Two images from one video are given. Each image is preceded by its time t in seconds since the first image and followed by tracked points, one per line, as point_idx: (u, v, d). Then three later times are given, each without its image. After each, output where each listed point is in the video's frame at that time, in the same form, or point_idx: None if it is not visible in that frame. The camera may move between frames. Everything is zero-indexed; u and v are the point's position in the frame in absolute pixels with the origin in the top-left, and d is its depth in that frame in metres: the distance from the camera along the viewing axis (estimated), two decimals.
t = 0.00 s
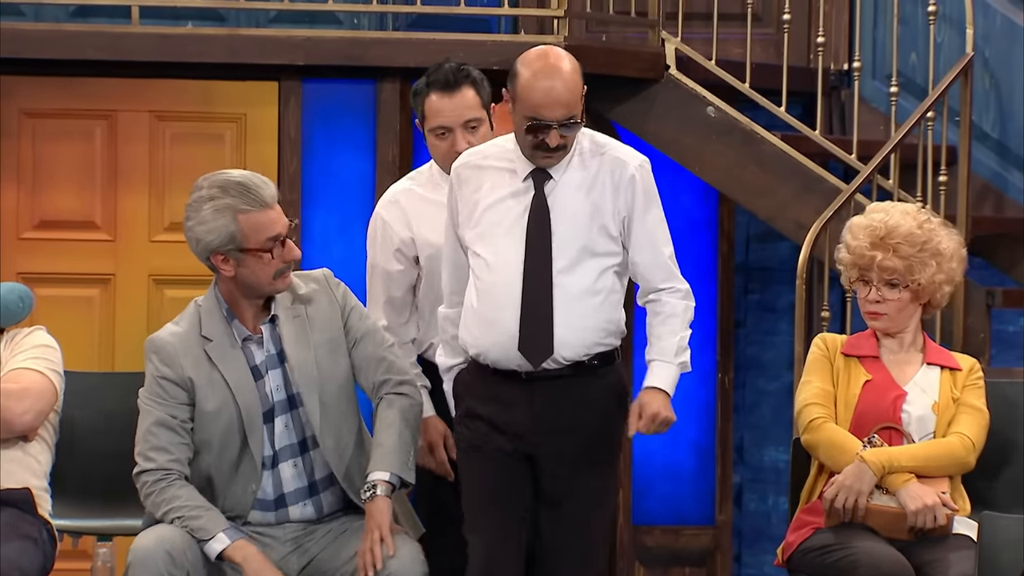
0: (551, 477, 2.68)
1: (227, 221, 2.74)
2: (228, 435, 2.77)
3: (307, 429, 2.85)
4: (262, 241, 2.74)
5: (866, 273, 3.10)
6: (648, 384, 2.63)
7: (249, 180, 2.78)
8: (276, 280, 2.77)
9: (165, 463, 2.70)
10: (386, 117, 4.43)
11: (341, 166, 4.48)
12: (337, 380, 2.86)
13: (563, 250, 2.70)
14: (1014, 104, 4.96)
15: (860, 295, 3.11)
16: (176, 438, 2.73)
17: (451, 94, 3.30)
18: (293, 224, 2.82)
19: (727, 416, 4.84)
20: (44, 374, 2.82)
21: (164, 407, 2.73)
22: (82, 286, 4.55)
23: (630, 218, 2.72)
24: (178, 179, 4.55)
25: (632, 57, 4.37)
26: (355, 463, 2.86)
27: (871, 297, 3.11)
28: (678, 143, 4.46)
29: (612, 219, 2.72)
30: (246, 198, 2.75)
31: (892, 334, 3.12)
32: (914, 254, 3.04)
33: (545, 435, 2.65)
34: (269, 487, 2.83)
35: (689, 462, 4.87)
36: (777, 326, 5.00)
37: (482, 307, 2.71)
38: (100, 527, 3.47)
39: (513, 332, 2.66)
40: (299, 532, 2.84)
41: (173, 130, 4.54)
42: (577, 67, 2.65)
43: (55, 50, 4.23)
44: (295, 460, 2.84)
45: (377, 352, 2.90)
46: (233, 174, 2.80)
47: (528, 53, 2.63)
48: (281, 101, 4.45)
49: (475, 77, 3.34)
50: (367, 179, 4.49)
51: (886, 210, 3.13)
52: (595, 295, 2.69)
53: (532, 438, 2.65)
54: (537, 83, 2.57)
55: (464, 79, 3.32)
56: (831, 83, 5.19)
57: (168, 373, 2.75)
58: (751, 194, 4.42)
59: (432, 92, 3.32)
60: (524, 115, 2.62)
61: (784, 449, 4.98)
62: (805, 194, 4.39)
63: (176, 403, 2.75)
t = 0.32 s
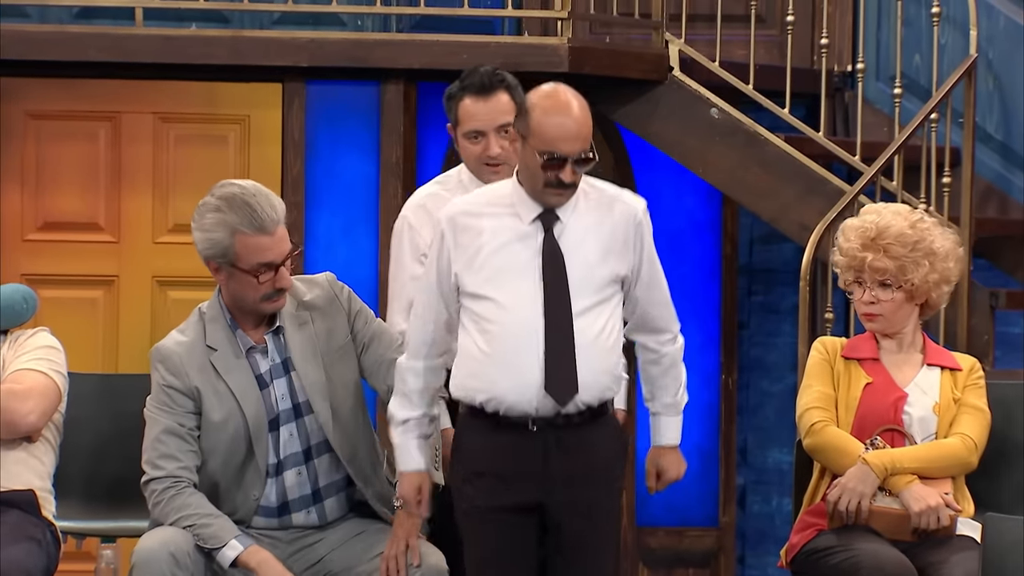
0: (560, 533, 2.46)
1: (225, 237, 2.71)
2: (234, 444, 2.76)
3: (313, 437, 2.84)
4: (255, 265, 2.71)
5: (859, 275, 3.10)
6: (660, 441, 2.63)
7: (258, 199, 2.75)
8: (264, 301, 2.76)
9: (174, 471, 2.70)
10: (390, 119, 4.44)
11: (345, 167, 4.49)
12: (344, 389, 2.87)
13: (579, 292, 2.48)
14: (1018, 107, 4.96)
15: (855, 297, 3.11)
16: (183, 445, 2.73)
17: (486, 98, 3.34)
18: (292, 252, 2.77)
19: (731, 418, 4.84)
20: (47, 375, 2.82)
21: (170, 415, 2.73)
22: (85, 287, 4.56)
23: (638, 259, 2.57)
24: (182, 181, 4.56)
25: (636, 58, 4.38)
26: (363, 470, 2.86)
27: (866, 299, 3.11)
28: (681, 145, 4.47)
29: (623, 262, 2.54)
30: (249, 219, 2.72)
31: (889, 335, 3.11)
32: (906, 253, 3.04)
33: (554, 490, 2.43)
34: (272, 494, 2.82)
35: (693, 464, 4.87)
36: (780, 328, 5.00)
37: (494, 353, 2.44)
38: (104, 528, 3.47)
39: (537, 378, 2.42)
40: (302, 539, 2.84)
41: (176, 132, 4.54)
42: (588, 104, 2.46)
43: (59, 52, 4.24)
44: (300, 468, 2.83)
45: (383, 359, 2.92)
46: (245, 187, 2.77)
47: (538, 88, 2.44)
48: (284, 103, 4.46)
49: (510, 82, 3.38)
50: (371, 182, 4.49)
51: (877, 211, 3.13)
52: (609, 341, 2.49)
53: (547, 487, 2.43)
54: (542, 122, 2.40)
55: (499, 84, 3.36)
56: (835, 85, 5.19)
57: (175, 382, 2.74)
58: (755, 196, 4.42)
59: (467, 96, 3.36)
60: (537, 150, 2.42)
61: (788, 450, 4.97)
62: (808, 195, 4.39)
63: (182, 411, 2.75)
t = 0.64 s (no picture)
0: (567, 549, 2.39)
1: (209, 246, 2.66)
2: (232, 447, 2.76)
3: (310, 440, 2.84)
4: (238, 278, 2.67)
5: (869, 279, 3.07)
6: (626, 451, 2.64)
7: (250, 212, 2.68)
8: (246, 313, 2.72)
9: (174, 476, 2.69)
10: (395, 121, 4.44)
11: (350, 169, 4.49)
12: (337, 391, 2.87)
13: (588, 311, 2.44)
14: None
15: (864, 304, 3.10)
16: (182, 449, 2.73)
17: (526, 90, 3.12)
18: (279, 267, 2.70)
19: (736, 419, 4.84)
20: (54, 375, 2.82)
21: (168, 420, 2.73)
22: (92, 288, 4.56)
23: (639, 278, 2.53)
24: (189, 182, 4.56)
25: (642, 60, 4.38)
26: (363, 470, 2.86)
27: (876, 304, 3.09)
28: (687, 147, 4.46)
29: (627, 280, 2.50)
30: (236, 232, 2.66)
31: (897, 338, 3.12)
32: (916, 255, 3.03)
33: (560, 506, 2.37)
34: (272, 496, 2.83)
35: (698, 465, 4.88)
36: (785, 329, 5.00)
37: (507, 375, 2.37)
38: (109, 529, 3.46)
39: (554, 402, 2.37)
40: (304, 541, 2.84)
41: (183, 133, 4.55)
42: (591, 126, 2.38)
43: (65, 53, 4.24)
44: (300, 471, 2.84)
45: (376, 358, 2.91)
46: (239, 198, 2.70)
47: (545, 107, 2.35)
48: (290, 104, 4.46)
49: (552, 75, 3.19)
50: (376, 183, 4.50)
51: (883, 215, 3.10)
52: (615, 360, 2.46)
53: (556, 504, 2.37)
54: (540, 140, 2.31)
55: (541, 76, 3.15)
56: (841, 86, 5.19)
57: (171, 386, 2.74)
58: (761, 197, 4.41)
59: (508, 88, 3.14)
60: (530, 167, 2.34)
61: (793, 452, 4.97)
62: (813, 197, 4.38)
63: (179, 416, 2.74)
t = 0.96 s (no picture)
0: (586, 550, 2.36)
1: (192, 242, 2.68)
2: (231, 445, 2.76)
3: (311, 439, 2.84)
4: (214, 280, 2.66)
5: (869, 278, 3.06)
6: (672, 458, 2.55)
7: (237, 218, 2.67)
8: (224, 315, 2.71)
9: (174, 475, 2.70)
10: (395, 120, 4.44)
11: (350, 168, 4.49)
12: (336, 390, 2.86)
13: (591, 304, 2.41)
14: None
15: (864, 304, 3.09)
16: (183, 447, 2.73)
17: (514, 90, 3.05)
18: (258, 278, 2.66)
19: (737, 419, 4.84)
20: (54, 373, 2.82)
21: (168, 418, 2.73)
22: (92, 287, 4.56)
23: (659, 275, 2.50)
24: (188, 181, 4.56)
25: (642, 59, 4.39)
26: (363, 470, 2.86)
27: (876, 303, 3.08)
28: (687, 146, 4.46)
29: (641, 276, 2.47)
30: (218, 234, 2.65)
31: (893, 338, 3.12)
32: (915, 253, 3.04)
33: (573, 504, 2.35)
34: (273, 495, 2.83)
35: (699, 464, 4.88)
36: (785, 328, 5.00)
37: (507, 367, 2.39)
38: (110, 528, 3.46)
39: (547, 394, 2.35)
40: (306, 540, 2.84)
41: (183, 132, 4.55)
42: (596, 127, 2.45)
43: (64, 52, 4.24)
44: (300, 470, 2.84)
45: (376, 357, 2.91)
46: (231, 201, 2.70)
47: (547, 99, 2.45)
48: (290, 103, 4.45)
49: (540, 75, 3.12)
50: (376, 182, 4.49)
51: (880, 214, 3.10)
52: (626, 354, 2.41)
53: (570, 504, 2.35)
54: (527, 122, 2.41)
55: (530, 77, 3.07)
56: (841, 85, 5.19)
57: (171, 385, 2.74)
58: (761, 196, 4.41)
59: (496, 87, 3.07)
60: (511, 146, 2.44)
61: (793, 451, 4.97)
62: (813, 196, 4.38)
63: (179, 415, 2.74)
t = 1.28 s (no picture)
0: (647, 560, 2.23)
1: (195, 241, 2.68)
2: (233, 445, 2.76)
3: (312, 438, 2.84)
4: (219, 277, 2.66)
5: (881, 280, 3.04)
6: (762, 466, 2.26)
7: (240, 215, 2.67)
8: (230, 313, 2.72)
9: (175, 474, 2.70)
10: (397, 119, 4.43)
11: (353, 168, 4.49)
12: (336, 388, 2.86)
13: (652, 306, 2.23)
14: None
15: (875, 305, 3.08)
16: (184, 447, 2.74)
17: (485, 90, 2.67)
18: (262, 273, 2.66)
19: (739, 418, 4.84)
20: (56, 371, 2.82)
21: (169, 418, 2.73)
22: (94, 286, 4.56)
23: (728, 275, 2.27)
24: (191, 181, 4.56)
25: (644, 58, 4.39)
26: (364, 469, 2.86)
27: (886, 305, 3.06)
28: (690, 146, 4.46)
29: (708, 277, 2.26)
30: (221, 231, 2.65)
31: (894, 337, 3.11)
32: (926, 255, 3.04)
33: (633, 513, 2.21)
34: (276, 495, 2.83)
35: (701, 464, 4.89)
36: (788, 327, 5.00)
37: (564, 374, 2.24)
38: (111, 527, 3.49)
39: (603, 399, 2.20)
40: (307, 539, 2.84)
41: (185, 132, 4.55)
42: (657, 127, 2.26)
43: (66, 52, 4.24)
44: (301, 470, 2.83)
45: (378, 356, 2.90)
46: (233, 199, 2.70)
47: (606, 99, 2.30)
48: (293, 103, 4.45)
49: (514, 72, 2.70)
50: (378, 181, 4.49)
51: (890, 215, 3.08)
52: (689, 358, 2.22)
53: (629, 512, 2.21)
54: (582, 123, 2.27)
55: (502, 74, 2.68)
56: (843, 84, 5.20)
57: (172, 385, 2.74)
58: (763, 196, 4.40)
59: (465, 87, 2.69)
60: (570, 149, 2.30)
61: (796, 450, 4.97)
62: (816, 196, 4.38)
63: (181, 415, 2.75)
